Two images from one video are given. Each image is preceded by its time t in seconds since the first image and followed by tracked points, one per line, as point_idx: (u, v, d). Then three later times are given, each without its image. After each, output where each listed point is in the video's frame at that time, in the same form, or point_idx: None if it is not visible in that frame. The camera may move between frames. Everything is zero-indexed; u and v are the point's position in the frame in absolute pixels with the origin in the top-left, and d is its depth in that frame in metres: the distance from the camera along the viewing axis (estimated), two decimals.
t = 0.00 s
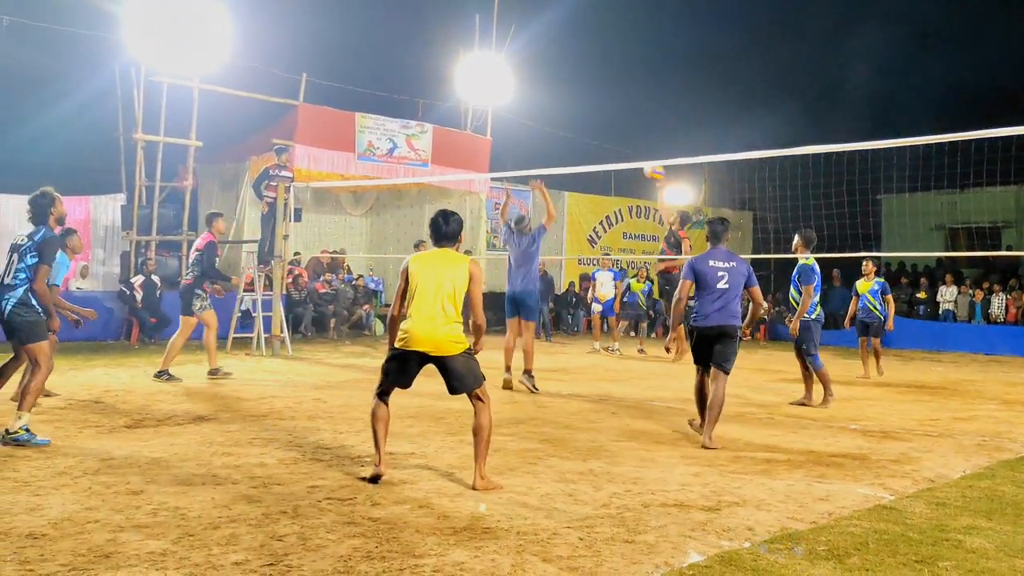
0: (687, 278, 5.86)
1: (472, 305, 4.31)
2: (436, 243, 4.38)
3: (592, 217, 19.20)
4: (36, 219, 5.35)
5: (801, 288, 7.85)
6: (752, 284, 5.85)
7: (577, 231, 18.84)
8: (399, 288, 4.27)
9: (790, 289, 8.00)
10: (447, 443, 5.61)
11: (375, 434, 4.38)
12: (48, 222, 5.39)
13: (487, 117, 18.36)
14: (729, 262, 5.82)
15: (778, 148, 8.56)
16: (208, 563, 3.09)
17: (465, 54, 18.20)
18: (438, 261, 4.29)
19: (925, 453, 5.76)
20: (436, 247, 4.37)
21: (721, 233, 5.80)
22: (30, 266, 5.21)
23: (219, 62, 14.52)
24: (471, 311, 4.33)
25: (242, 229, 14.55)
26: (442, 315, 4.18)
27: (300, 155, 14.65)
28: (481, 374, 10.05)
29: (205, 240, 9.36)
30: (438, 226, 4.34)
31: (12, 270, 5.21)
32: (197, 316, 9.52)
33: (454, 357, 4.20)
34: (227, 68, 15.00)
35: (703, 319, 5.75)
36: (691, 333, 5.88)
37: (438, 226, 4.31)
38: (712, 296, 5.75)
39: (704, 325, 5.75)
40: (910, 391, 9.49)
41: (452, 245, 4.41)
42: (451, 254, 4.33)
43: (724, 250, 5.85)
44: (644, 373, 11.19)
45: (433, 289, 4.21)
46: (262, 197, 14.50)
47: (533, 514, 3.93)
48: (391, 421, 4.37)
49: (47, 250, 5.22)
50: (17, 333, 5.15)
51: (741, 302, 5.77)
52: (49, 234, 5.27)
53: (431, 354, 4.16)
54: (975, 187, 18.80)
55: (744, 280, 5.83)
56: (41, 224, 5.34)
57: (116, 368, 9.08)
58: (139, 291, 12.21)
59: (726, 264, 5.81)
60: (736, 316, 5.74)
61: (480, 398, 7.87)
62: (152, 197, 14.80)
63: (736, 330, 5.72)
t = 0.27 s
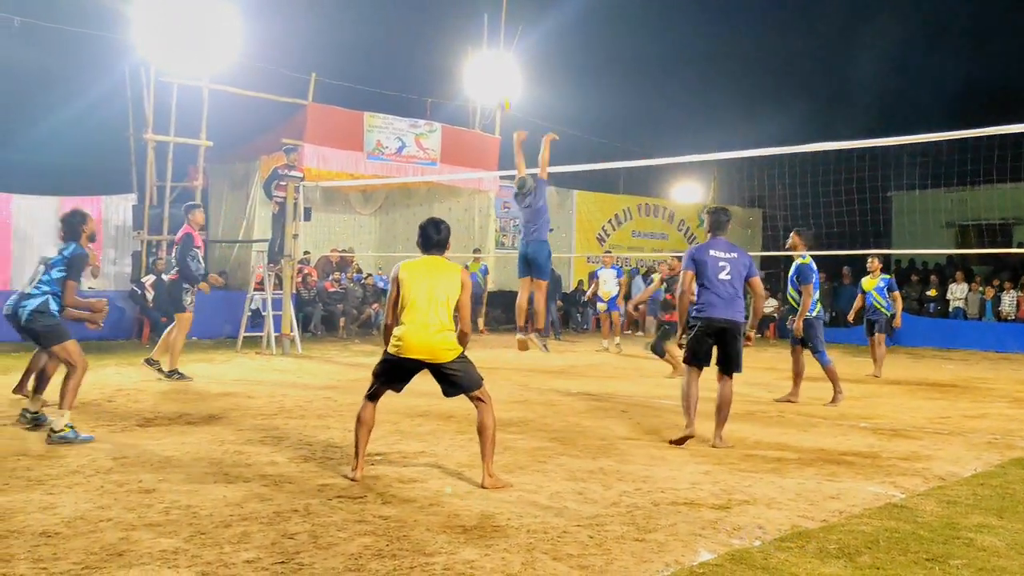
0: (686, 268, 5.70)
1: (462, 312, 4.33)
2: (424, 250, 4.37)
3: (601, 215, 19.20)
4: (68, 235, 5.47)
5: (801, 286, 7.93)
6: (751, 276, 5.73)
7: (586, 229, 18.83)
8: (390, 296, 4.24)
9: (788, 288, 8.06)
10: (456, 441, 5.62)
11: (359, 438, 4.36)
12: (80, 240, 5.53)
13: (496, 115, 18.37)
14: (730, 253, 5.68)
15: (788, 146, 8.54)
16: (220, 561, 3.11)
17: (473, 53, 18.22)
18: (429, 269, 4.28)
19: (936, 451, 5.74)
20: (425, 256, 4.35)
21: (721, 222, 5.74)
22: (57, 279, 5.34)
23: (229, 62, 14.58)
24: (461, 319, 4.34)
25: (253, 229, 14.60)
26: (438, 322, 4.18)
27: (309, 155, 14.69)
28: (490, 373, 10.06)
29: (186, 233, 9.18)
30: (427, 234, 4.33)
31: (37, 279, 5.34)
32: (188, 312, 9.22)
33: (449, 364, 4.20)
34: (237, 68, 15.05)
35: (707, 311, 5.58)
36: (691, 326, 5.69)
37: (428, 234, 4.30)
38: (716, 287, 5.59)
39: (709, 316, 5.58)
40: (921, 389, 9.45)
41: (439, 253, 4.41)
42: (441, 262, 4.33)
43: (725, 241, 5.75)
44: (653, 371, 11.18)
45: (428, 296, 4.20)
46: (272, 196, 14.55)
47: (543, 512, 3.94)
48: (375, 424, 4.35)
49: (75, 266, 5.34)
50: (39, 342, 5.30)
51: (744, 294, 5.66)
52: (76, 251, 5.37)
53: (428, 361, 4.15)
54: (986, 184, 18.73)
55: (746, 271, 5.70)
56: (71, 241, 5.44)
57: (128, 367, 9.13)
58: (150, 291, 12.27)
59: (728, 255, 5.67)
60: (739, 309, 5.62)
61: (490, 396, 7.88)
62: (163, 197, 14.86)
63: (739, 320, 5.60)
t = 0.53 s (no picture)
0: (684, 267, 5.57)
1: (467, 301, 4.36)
2: (428, 239, 4.39)
3: (611, 212, 19.16)
4: (69, 246, 5.57)
5: (796, 284, 7.96)
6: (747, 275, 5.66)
7: (595, 227, 18.79)
8: (398, 284, 4.23)
9: (782, 285, 8.05)
10: (466, 439, 5.62)
11: (371, 438, 4.36)
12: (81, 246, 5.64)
13: (505, 113, 18.36)
14: (728, 250, 5.61)
15: (798, 143, 8.50)
16: (232, 558, 3.11)
17: (482, 51, 18.21)
18: (437, 258, 4.30)
19: (948, 449, 5.71)
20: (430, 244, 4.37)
21: (715, 217, 5.63)
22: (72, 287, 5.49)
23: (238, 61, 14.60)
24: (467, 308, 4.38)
25: (262, 228, 14.62)
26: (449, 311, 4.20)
27: (318, 153, 14.71)
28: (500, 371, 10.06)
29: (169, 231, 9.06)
30: (433, 222, 4.35)
31: (49, 292, 5.45)
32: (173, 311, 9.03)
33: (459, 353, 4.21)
34: (247, 67, 15.07)
35: (710, 310, 5.46)
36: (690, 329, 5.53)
37: (435, 221, 4.33)
38: (717, 285, 5.50)
39: (712, 316, 5.45)
40: (932, 386, 9.41)
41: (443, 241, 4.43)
42: (447, 250, 4.35)
43: (720, 238, 5.66)
44: (664, 369, 11.16)
45: (437, 283, 4.22)
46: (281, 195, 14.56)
47: (553, 510, 3.93)
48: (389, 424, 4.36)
49: (87, 273, 5.52)
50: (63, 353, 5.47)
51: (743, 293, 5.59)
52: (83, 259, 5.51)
53: (440, 351, 4.16)
54: (997, 181, 18.62)
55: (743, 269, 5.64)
56: (73, 250, 5.55)
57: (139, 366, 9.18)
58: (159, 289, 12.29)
59: (726, 253, 5.60)
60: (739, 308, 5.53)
61: (499, 394, 7.87)
62: (173, 196, 14.89)
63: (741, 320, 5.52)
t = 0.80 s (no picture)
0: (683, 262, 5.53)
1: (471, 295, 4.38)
2: (429, 235, 4.40)
3: (618, 210, 19.14)
4: (53, 233, 5.65)
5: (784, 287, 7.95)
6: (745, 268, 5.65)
7: (602, 225, 18.79)
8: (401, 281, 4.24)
9: (771, 288, 8.10)
10: (474, 437, 5.62)
11: (377, 436, 4.37)
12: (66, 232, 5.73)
13: (512, 111, 18.36)
14: (727, 245, 5.58)
15: (807, 141, 8.48)
16: (241, 555, 3.12)
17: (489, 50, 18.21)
18: (438, 254, 4.31)
19: (957, 447, 5.69)
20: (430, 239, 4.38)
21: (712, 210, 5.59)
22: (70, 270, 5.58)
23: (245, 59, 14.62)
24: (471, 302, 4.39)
25: (270, 226, 14.64)
26: (453, 307, 4.22)
27: (326, 152, 14.73)
28: (508, 369, 10.06)
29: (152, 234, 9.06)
30: (432, 217, 4.35)
31: (54, 282, 5.52)
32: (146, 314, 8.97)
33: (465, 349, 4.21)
34: (256, 64, 15.07)
35: (711, 306, 5.42)
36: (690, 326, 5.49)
37: (435, 217, 4.33)
38: (717, 281, 5.47)
39: (713, 312, 5.41)
40: (940, 384, 9.39)
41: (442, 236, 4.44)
42: (447, 245, 4.36)
43: (718, 232, 5.63)
44: (671, 367, 11.15)
45: (440, 280, 4.24)
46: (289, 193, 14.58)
47: (561, 507, 3.94)
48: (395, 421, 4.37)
49: (76, 250, 5.60)
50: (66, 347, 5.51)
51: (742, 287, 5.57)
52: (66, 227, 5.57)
53: (446, 348, 4.16)
54: (1006, 179, 18.56)
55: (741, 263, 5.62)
56: (58, 236, 5.65)
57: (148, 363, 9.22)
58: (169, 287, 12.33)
59: (725, 247, 5.57)
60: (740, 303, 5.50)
61: (507, 392, 7.87)
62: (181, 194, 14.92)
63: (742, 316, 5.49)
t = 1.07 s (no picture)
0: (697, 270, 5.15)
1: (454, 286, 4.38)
2: (410, 228, 4.40)
3: (622, 209, 19.13)
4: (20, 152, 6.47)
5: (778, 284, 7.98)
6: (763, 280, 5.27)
7: (606, 223, 18.78)
8: (381, 275, 4.24)
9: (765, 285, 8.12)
10: (478, 435, 5.62)
11: (377, 434, 4.37)
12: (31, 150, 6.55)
13: (516, 109, 18.35)
14: (745, 255, 5.19)
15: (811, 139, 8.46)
16: (246, 552, 3.13)
17: (492, 48, 18.20)
18: (419, 246, 4.30)
19: (962, 445, 5.68)
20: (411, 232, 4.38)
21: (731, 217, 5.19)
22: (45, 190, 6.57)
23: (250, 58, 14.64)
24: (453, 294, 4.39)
25: (274, 224, 14.65)
26: (435, 301, 4.22)
27: (330, 150, 14.75)
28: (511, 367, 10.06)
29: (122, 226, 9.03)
30: (413, 209, 4.36)
31: (33, 200, 6.53)
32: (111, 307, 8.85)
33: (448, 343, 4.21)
34: (259, 62, 15.05)
35: (718, 322, 5.11)
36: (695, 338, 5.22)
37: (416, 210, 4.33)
38: (728, 294, 5.13)
39: (719, 329, 5.10)
40: (945, 382, 9.37)
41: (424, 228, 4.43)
42: (428, 237, 4.36)
43: (737, 239, 5.24)
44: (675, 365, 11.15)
45: (421, 274, 4.23)
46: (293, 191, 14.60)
47: (566, 505, 3.93)
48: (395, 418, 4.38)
49: (44, 168, 6.53)
50: (40, 263, 6.57)
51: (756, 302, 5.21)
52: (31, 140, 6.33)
53: (429, 343, 4.16)
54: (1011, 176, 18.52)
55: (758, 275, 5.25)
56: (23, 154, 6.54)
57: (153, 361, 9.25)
58: (173, 286, 12.35)
59: (743, 257, 5.18)
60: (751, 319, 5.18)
61: (511, 390, 7.88)
62: (186, 192, 14.95)
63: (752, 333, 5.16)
